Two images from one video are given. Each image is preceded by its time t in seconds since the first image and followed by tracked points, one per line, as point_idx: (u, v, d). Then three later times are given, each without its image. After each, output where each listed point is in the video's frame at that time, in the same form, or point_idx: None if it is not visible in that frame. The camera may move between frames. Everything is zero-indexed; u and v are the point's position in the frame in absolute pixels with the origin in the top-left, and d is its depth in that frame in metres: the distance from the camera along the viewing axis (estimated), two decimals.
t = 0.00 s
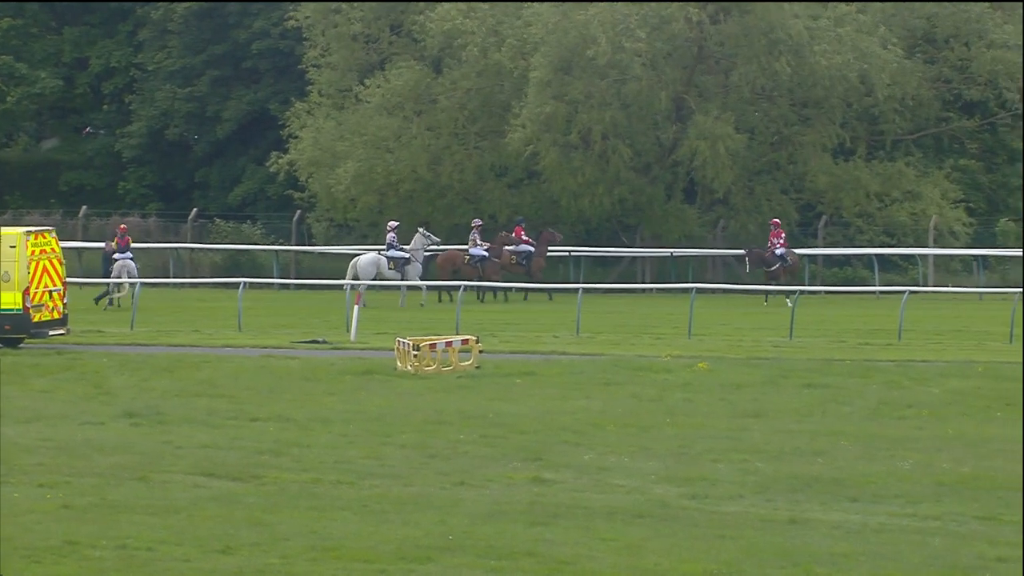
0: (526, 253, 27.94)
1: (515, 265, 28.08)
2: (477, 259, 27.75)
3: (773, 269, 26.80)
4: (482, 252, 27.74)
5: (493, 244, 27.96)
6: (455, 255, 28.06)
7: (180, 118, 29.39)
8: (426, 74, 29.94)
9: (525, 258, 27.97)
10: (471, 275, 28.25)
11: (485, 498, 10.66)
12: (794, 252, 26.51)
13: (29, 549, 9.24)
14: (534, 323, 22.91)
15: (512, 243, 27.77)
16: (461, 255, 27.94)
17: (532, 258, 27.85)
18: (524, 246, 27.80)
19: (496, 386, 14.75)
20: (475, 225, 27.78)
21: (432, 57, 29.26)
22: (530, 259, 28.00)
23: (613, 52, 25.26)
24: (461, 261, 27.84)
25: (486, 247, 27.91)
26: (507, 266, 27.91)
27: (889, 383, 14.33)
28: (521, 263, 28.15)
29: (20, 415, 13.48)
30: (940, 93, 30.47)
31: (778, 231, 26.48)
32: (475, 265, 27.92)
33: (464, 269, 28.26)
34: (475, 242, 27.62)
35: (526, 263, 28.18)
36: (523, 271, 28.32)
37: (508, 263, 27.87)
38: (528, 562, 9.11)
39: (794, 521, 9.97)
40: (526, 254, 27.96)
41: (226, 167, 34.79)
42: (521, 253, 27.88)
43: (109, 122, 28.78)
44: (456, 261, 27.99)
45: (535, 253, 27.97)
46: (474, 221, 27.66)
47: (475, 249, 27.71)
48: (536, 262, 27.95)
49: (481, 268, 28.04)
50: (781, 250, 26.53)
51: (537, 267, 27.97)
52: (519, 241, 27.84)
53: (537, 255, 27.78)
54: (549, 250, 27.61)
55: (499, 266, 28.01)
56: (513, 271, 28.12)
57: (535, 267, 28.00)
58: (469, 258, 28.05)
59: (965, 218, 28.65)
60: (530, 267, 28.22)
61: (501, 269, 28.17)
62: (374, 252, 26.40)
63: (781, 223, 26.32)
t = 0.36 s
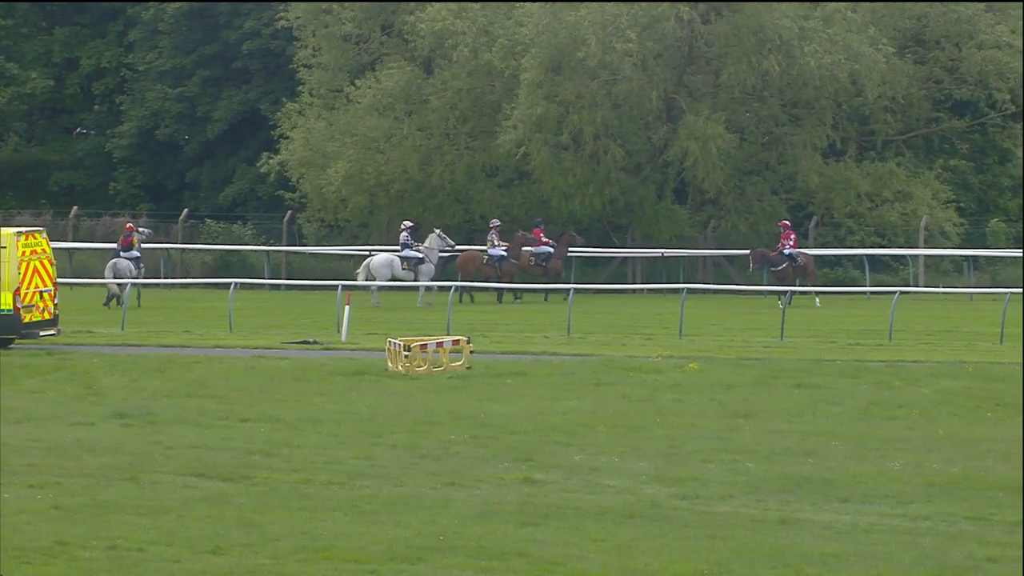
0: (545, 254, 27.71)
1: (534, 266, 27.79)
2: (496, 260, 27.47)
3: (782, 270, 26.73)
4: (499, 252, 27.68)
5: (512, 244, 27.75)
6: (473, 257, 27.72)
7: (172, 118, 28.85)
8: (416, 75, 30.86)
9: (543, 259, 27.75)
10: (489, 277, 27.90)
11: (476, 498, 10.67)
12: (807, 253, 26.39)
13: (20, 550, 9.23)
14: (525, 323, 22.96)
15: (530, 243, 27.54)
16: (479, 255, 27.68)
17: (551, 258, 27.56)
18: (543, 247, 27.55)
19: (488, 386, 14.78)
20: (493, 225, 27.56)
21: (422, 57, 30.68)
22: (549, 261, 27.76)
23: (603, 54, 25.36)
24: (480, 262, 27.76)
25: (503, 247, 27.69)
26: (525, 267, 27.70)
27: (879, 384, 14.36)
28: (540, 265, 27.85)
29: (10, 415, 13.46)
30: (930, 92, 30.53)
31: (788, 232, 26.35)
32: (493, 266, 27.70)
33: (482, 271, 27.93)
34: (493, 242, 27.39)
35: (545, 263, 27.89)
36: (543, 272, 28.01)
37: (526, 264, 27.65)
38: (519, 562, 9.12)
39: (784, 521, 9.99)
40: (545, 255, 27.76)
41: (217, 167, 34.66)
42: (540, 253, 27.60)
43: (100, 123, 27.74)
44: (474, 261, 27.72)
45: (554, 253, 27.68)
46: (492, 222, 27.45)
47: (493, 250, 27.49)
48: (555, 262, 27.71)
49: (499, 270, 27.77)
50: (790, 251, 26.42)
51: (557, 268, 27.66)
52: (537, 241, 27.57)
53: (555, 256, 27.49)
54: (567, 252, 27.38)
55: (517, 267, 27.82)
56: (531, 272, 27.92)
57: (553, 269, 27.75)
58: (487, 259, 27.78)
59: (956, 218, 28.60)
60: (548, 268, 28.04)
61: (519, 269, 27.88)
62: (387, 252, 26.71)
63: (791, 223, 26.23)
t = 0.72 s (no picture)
0: (569, 254, 27.80)
1: (558, 266, 27.87)
2: (519, 261, 27.51)
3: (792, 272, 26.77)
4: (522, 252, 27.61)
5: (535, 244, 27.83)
6: (495, 256, 27.85)
7: (165, 118, 28.13)
8: (411, 73, 30.65)
9: (568, 258, 27.87)
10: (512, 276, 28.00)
11: (469, 498, 10.66)
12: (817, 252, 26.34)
13: (13, 549, 9.22)
14: (513, 323, 22.87)
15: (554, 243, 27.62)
16: (502, 256, 27.73)
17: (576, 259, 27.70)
18: (566, 246, 27.66)
19: (482, 385, 14.78)
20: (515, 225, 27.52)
21: (416, 56, 30.08)
22: (574, 260, 27.89)
23: (596, 52, 25.36)
24: (502, 263, 27.76)
25: (526, 247, 27.70)
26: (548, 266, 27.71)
27: (873, 383, 14.36)
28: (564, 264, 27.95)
29: (4, 415, 13.43)
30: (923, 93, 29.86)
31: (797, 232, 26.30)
32: (515, 266, 27.74)
33: (504, 270, 28.03)
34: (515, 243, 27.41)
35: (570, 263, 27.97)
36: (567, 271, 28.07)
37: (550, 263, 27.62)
38: (513, 562, 9.11)
39: (778, 520, 10.00)
40: (570, 254, 27.85)
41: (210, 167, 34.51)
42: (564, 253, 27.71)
43: (94, 120, 25.84)
44: (496, 262, 27.83)
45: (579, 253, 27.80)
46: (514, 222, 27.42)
47: (515, 251, 27.50)
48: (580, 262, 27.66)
49: (522, 270, 27.85)
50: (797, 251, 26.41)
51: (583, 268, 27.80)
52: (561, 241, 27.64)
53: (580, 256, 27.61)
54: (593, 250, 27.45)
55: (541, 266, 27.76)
56: (555, 272, 27.97)
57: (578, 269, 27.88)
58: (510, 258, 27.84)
59: (950, 218, 28.80)
60: (573, 268, 28.06)
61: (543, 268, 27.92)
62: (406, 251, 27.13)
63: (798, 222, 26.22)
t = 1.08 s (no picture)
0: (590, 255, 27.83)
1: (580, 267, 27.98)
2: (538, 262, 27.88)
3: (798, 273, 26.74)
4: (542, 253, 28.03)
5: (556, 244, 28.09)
6: (516, 257, 28.34)
7: (157, 118, 27.85)
8: (404, 72, 29.92)
9: (590, 260, 27.88)
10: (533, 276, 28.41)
11: (464, 498, 10.67)
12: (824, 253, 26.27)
13: (7, 549, 9.22)
14: (512, 323, 22.94)
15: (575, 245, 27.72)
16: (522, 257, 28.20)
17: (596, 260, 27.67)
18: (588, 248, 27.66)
19: (476, 385, 14.79)
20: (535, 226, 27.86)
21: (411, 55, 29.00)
22: (596, 262, 27.84)
23: (591, 50, 24.45)
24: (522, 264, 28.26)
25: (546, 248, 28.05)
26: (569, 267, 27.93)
27: (867, 383, 14.39)
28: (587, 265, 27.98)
29: None
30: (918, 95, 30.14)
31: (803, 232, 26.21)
32: (536, 266, 28.14)
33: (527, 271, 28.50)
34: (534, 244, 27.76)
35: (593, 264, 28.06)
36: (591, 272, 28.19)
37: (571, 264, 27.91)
38: (507, 562, 9.12)
39: (772, 521, 10.01)
40: (592, 256, 27.80)
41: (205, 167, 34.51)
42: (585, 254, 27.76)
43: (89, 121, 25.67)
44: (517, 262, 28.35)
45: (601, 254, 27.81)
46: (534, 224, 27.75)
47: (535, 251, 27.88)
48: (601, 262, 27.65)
49: (543, 270, 28.22)
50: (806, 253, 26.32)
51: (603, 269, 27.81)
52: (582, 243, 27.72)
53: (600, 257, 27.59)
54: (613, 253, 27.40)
55: (562, 267, 28.12)
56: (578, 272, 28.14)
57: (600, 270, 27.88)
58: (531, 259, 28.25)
59: (943, 218, 29.00)
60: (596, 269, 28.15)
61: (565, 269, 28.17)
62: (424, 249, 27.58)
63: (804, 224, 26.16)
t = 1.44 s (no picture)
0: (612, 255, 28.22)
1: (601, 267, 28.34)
2: (557, 262, 28.25)
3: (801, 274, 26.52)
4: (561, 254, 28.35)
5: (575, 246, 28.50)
6: (534, 257, 28.78)
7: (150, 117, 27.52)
8: (396, 71, 29.87)
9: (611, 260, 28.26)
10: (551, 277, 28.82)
11: (457, 498, 10.67)
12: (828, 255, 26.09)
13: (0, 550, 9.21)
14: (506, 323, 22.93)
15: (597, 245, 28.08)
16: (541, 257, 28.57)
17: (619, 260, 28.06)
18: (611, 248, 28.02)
19: (469, 386, 14.79)
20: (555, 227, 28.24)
21: (404, 55, 28.96)
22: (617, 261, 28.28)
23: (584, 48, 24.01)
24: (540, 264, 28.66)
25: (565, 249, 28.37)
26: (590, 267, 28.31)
27: (860, 383, 14.41)
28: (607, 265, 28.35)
29: None
30: (911, 95, 29.06)
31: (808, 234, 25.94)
32: (555, 267, 28.52)
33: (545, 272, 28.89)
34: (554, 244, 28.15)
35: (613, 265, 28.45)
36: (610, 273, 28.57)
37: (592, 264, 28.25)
38: (501, 562, 9.12)
39: (766, 520, 10.03)
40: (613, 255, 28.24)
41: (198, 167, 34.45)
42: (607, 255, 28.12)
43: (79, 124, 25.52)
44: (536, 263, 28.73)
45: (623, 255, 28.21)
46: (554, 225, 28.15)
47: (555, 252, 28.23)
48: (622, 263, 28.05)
49: (561, 271, 28.59)
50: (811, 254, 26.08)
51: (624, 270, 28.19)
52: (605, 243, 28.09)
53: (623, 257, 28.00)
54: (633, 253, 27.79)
55: (581, 267, 28.51)
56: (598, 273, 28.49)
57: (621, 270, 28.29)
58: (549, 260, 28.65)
59: (936, 218, 29.17)
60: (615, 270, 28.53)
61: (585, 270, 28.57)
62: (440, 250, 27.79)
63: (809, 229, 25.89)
